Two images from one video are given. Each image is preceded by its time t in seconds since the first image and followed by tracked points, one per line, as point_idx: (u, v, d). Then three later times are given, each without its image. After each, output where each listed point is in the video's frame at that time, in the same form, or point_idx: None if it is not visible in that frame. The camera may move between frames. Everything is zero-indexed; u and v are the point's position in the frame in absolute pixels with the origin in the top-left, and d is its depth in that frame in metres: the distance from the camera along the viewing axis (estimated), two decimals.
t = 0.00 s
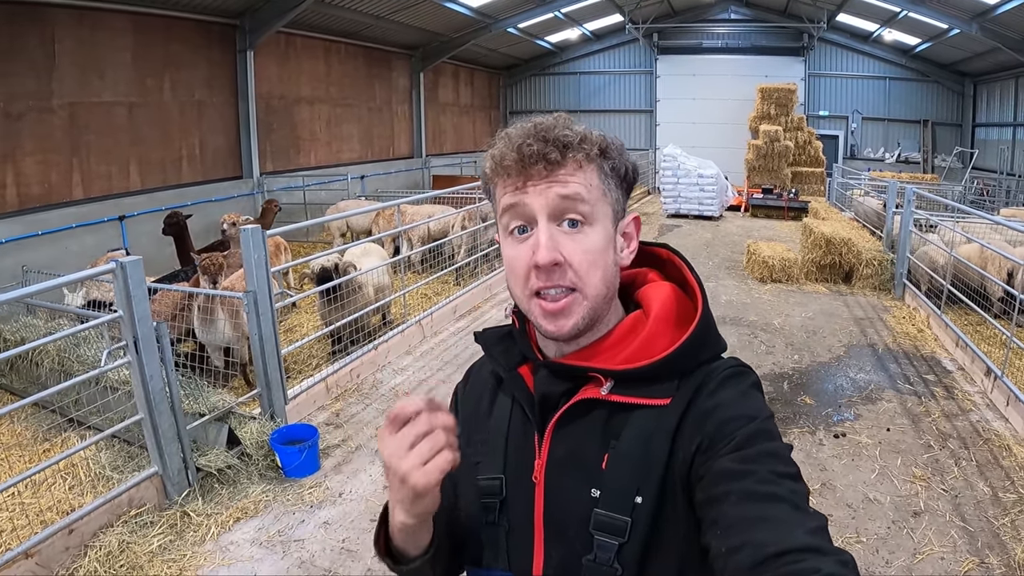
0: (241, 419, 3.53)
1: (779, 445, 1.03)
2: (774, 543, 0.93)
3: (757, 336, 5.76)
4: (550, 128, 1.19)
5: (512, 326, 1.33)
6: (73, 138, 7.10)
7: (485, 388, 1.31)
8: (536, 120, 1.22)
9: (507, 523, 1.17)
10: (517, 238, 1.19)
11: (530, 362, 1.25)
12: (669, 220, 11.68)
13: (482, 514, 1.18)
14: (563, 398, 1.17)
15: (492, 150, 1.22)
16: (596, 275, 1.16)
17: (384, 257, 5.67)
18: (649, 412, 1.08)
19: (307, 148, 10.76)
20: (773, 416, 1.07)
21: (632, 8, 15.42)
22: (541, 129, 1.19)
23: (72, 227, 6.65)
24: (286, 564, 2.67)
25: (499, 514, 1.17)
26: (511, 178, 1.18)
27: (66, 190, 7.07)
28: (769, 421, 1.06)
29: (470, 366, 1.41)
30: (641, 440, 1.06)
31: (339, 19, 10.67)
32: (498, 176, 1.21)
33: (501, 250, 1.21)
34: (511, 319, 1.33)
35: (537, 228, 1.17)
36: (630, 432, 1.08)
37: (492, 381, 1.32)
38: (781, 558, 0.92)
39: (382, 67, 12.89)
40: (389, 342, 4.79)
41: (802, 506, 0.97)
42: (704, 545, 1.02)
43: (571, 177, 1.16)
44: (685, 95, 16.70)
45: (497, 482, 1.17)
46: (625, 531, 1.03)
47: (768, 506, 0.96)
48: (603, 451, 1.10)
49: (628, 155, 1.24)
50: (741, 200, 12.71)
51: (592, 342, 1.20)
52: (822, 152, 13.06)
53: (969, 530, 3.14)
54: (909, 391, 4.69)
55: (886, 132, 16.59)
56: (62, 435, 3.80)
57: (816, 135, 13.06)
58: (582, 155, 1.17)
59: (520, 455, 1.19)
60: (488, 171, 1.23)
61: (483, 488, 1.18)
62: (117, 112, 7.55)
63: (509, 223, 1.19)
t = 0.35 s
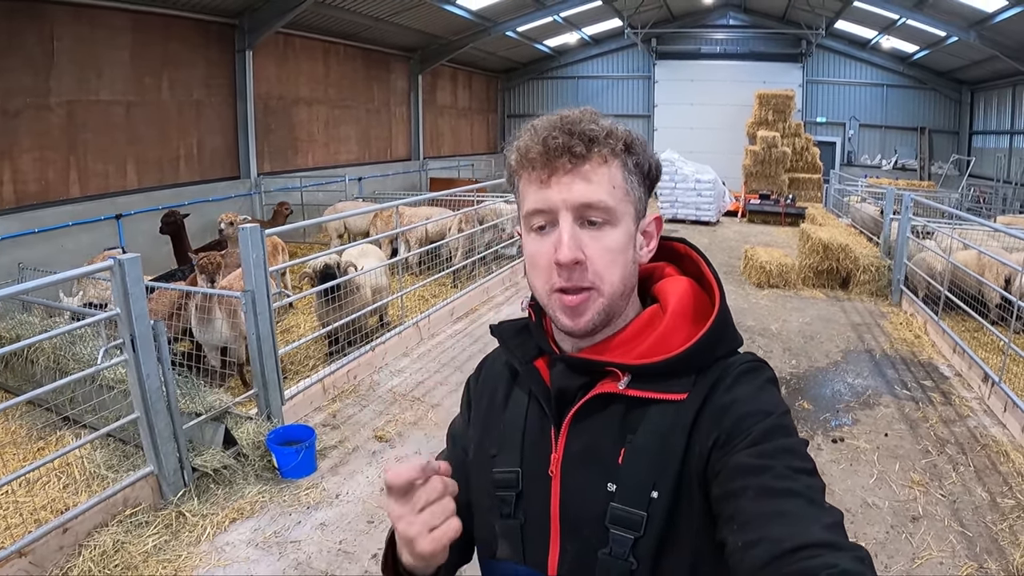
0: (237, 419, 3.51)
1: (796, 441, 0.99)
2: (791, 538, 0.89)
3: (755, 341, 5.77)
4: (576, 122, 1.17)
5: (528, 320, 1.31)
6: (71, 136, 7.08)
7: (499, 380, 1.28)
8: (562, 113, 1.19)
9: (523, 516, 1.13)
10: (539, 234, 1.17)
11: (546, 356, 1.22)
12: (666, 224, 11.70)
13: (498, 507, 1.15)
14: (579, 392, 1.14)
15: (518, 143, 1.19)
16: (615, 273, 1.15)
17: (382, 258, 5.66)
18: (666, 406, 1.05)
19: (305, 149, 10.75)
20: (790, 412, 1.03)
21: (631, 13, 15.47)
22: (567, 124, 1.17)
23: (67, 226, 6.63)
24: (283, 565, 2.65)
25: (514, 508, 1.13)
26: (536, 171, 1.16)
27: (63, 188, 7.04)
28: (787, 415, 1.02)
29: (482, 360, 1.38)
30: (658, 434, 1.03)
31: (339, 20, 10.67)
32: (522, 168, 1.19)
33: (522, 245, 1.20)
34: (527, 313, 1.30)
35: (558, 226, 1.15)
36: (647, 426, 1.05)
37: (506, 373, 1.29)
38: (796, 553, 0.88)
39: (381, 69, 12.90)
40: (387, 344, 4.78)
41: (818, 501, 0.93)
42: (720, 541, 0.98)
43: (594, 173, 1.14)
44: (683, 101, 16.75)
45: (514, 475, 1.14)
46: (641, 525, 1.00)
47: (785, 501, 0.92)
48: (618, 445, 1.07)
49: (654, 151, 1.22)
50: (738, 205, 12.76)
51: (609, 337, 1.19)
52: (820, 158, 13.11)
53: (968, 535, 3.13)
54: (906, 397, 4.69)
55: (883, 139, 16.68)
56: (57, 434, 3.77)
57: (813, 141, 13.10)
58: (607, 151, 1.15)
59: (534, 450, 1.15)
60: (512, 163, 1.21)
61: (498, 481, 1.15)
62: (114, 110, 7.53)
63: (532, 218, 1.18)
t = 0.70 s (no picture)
0: (272, 427, 3.48)
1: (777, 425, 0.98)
2: (771, 520, 0.88)
3: (780, 352, 5.72)
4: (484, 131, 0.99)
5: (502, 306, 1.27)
6: (93, 142, 7.12)
7: (473, 364, 1.24)
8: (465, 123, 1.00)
9: (500, 502, 1.11)
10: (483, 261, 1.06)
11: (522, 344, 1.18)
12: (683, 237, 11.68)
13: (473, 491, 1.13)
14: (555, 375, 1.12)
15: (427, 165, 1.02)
16: (570, 285, 1.06)
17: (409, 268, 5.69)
18: (645, 392, 1.04)
19: (324, 160, 10.79)
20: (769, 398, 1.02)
21: (648, 26, 15.56)
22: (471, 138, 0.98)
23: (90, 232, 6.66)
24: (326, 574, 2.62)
25: (491, 494, 1.11)
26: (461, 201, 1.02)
27: (83, 194, 7.08)
28: (767, 402, 1.01)
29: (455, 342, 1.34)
30: (638, 419, 1.03)
31: (360, 32, 10.76)
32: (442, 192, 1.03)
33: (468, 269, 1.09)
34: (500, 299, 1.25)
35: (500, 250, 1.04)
36: (628, 410, 1.04)
37: (481, 357, 1.24)
38: (776, 534, 0.87)
39: (399, 81, 12.96)
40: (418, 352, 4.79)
41: (799, 484, 0.92)
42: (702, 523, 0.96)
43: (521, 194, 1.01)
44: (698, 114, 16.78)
45: (492, 460, 1.12)
46: (620, 510, 0.99)
47: (766, 483, 0.91)
48: (597, 430, 1.05)
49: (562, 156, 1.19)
50: (754, 218, 12.74)
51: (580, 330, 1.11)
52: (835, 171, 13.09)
53: (1002, 542, 3.08)
54: (933, 407, 4.63)
55: (898, 153, 16.68)
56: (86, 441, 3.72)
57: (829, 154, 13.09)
58: (526, 164, 1.00)
59: (511, 434, 1.14)
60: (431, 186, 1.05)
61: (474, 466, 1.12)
62: (137, 118, 7.57)
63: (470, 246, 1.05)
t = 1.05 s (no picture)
0: (291, 434, 3.49)
1: (754, 438, 0.98)
2: (748, 533, 0.88)
3: (796, 356, 5.68)
4: (542, 125, 1.17)
5: (482, 325, 1.28)
6: (107, 148, 7.16)
7: (452, 382, 1.25)
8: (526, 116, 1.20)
9: (477, 520, 1.10)
10: (505, 233, 1.14)
11: (501, 361, 1.20)
12: (696, 240, 11.63)
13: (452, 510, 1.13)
14: (536, 392, 1.12)
15: (484, 139, 1.19)
16: (581, 274, 1.12)
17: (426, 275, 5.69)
18: (622, 406, 1.04)
19: (337, 166, 10.81)
20: (746, 411, 1.03)
21: (659, 29, 15.55)
22: (533, 125, 1.17)
23: (104, 239, 6.70)
24: None
25: (469, 511, 1.11)
26: (507, 167, 1.15)
27: (98, 202, 7.13)
28: (743, 415, 1.01)
29: (438, 359, 1.35)
30: (615, 433, 1.03)
31: (372, 37, 10.80)
32: (492, 162, 1.17)
33: (529, 232, 1.12)
34: (482, 317, 1.27)
35: (528, 222, 1.13)
36: (605, 424, 1.04)
37: (461, 374, 1.25)
38: (754, 548, 0.87)
39: (411, 86, 12.98)
40: (434, 359, 4.79)
41: (776, 497, 0.92)
42: (679, 537, 0.97)
43: (564, 175, 1.14)
44: (709, 117, 16.72)
45: (469, 478, 1.11)
46: (596, 523, 0.99)
47: (742, 496, 0.91)
48: (575, 446, 1.05)
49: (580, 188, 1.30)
50: (767, 221, 12.69)
51: (568, 336, 1.15)
52: (848, 173, 13.02)
53: None
54: (951, 410, 4.58)
55: (910, 154, 16.59)
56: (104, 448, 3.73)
57: (841, 156, 13.03)
58: (575, 153, 1.15)
59: (489, 452, 1.13)
60: (479, 160, 1.20)
61: (452, 485, 1.12)
62: (150, 124, 7.62)
63: (498, 216, 1.15)
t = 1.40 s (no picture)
0: (306, 438, 3.51)
1: (752, 452, 1.01)
2: (746, 544, 0.91)
3: (810, 356, 5.65)
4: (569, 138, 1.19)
5: (488, 335, 1.28)
6: (120, 154, 7.22)
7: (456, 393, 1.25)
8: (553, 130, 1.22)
9: (477, 531, 1.10)
10: (525, 238, 1.14)
11: (505, 370, 1.19)
12: (708, 240, 11.58)
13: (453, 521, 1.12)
14: (538, 404, 1.12)
15: (510, 146, 1.21)
16: (597, 284, 1.13)
17: (438, 278, 5.69)
18: (623, 418, 1.05)
19: (348, 169, 10.83)
20: (746, 426, 1.05)
21: (668, 29, 15.52)
22: (561, 136, 1.18)
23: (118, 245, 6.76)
24: None
25: (469, 523, 1.10)
26: (532, 172, 1.16)
27: (112, 207, 7.18)
28: (742, 430, 1.04)
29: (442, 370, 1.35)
30: (616, 445, 1.03)
31: (383, 40, 10.84)
32: (517, 168, 1.18)
33: (549, 238, 1.12)
34: (488, 328, 1.28)
35: (549, 229, 1.13)
36: (607, 437, 1.04)
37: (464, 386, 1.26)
38: (752, 559, 0.90)
39: (421, 89, 13.00)
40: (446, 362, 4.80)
41: (774, 510, 0.95)
42: (678, 548, 0.99)
43: (588, 185, 1.14)
44: (719, 116, 16.68)
45: (469, 489, 1.10)
46: (594, 534, 0.99)
47: (741, 509, 0.93)
48: (576, 456, 1.05)
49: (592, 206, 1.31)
50: (778, 220, 12.63)
51: (577, 347, 1.15)
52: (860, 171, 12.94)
53: None
54: (965, 409, 4.54)
55: (922, 151, 16.48)
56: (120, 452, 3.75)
57: (853, 154, 12.96)
58: (600, 166, 1.16)
59: (490, 463, 1.13)
60: (504, 166, 1.21)
61: (453, 496, 1.10)
62: (162, 130, 7.67)
63: (519, 221, 1.15)
